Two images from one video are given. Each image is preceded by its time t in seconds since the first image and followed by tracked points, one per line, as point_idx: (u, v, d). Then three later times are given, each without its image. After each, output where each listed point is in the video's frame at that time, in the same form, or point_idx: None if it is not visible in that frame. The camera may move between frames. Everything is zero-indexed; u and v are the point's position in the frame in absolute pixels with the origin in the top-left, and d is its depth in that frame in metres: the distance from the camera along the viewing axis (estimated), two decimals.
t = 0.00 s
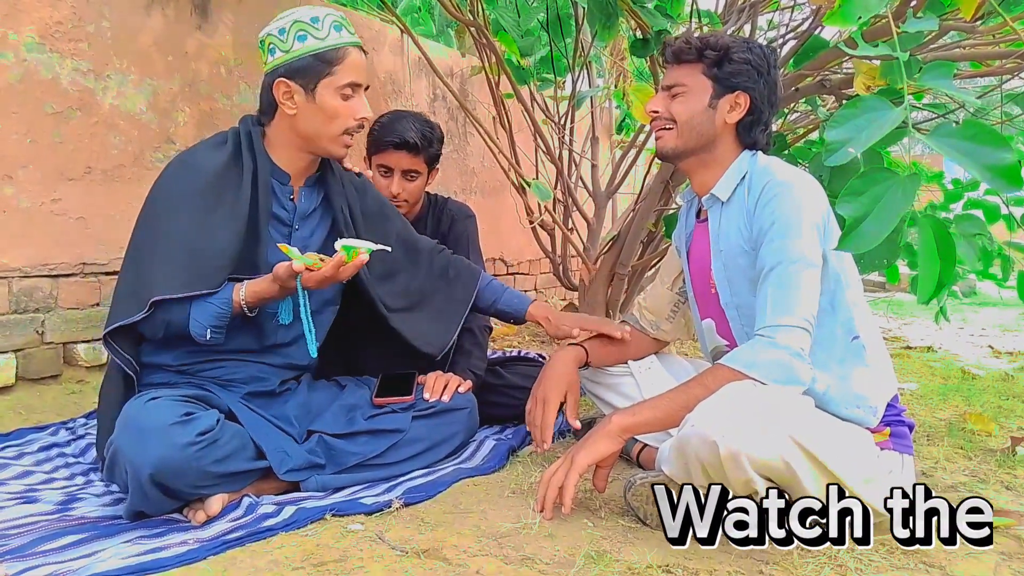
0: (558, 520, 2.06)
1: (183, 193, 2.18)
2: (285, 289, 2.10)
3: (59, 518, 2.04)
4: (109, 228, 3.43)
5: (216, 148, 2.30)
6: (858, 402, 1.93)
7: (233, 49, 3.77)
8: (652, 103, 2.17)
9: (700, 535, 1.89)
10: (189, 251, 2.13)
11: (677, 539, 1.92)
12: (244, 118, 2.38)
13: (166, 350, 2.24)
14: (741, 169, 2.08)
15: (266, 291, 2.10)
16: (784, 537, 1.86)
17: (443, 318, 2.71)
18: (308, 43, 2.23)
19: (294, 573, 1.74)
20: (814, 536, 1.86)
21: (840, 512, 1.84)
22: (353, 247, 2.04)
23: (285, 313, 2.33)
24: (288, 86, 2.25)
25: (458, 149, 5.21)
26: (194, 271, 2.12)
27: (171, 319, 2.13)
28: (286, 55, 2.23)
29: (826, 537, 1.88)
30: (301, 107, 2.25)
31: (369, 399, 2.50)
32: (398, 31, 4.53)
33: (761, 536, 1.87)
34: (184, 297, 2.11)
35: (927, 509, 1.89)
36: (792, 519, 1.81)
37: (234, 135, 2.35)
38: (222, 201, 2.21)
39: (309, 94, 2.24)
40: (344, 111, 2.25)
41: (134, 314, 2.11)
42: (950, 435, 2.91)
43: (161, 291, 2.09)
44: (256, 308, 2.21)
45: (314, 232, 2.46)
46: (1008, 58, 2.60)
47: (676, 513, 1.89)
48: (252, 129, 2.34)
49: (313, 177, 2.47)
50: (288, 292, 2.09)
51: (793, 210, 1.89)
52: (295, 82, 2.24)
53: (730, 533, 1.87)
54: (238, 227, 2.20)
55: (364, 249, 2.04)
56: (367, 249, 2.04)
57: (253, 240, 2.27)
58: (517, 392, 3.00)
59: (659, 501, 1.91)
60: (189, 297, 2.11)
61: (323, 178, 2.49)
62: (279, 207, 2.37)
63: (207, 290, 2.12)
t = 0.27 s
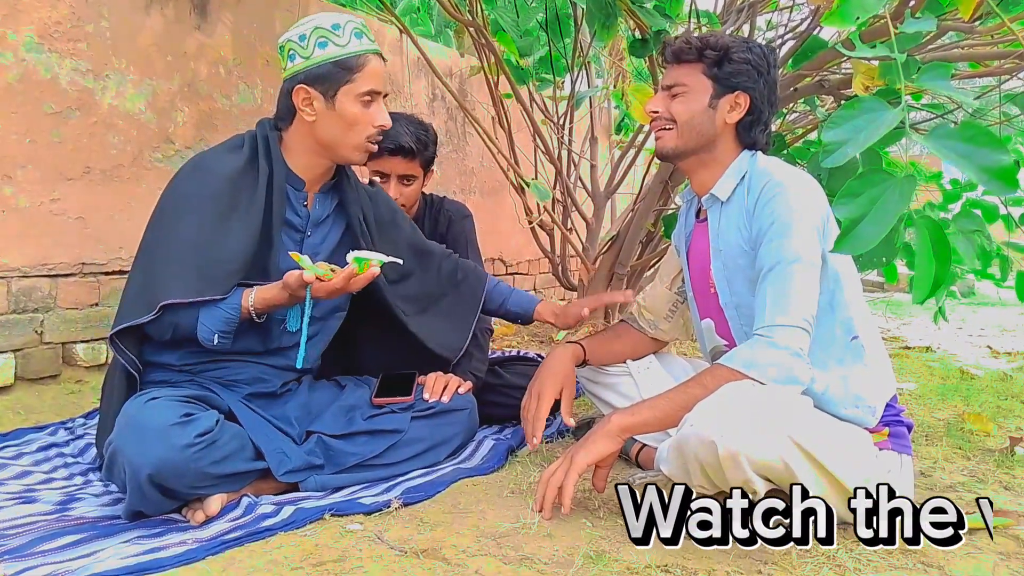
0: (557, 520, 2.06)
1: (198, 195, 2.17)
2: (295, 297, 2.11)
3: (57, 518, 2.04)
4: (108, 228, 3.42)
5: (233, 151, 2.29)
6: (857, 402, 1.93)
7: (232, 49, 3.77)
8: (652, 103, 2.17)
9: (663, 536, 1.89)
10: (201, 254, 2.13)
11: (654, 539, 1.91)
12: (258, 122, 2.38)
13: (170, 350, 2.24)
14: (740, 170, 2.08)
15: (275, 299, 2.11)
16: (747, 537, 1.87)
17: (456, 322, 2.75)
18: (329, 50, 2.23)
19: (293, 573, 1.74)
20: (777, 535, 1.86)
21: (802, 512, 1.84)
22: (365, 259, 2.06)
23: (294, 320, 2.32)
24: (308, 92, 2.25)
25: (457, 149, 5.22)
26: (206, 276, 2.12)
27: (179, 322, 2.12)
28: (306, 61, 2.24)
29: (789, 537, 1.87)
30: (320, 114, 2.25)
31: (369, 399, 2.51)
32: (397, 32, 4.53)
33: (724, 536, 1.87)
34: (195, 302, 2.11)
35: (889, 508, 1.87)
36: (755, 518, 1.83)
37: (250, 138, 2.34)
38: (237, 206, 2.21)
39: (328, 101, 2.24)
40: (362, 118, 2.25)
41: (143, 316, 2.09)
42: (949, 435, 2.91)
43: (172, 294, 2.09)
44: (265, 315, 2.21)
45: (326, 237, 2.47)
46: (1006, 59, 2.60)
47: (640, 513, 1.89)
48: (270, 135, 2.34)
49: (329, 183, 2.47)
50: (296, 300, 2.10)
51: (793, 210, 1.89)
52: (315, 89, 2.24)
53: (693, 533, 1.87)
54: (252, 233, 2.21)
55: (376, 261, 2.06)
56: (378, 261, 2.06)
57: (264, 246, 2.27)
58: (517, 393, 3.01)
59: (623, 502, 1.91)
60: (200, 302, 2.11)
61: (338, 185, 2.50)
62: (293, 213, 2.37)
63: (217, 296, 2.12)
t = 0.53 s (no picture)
0: (556, 519, 2.06)
1: (205, 195, 2.18)
2: (302, 297, 2.10)
3: (56, 517, 2.04)
4: (107, 227, 3.42)
5: (237, 153, 2.28)
6: (855, 402, 1.94)
7: (231, 48, 3.77)
8: (650, 106, 2.16)
9: (627, 536, 1.90)
10: (205, 255, 2.13)
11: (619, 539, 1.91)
12: (262, 120, 2.37)
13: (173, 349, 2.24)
14: (739, 170, 2.08)
15: (282, 300, 2.11)
16: (712, 537, 1.88)
17: (458, 329, 2.75)
18: (329, 47, 2.23)
19: (291, 572, 1.74)
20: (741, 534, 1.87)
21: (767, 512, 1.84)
22: (372, 258, 2.04)
23: (301, 321, 2.33)
24: (310, 91, 2.25)
25: (456, 149, 5.21)
26: (210, 278, 2.12)
27: (185, 324, 2.13)
28: (307, 59, 2.24)
29: (754, 537, 1.88)
30: (323, 111, 2.25)
31: (368, 398, 2.51)
32: (397, 31, 4.53)
33: (689, 536, 1.89)
34: (202, 304, 2.12)
35: (854, 508, 1.84)
36: (720, 518, 1.84)
37: (255, 139, 2.32)
38: (242, 208, 2.21)
39: (330, 99, 2.24)
40: (364, 115, 2.25)
41: (151, 317, 2.11)
42: (947, 435, 2.91)
43: (178, 297, 2.10)
44: (272, 314, 2.21)
45: (328, 240, 2.48)
46: (1005, 59, 2.60)
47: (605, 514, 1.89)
48: (274, 134, 2.33)
49: (332, 184, 2.48)
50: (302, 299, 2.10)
51: (793, 210, 1.90)
52: (316, 87, 2.24)
53: (658, 533, 1.89)
54: (258, 234, 2.20)
55: (383, 260, 2.04)
56: (385, 259, 2.03)
57: (270, 247, 2.27)
58: (516, 392, 3.01)
59: (588, 503, 1.92)
60: (206, 303, 2.12)
61: (341, 185, 2.50)
62: (296, 214, 2.36)
63: (223, 296, 2.12)
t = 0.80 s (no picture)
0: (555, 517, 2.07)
1: (197, 192, 2.19)
2: (291, 293, 2.10)
3: (54, 514, 2.04)
4: (105, 224, 3.42)
5: (229, 147, 2.29)
6: (854, 403, 1.94)
7: (230, 45, 3.76)
8: (652, 111, 2.14)
9: (595, 535, 1.91)
10: (198, 251, 2.14)
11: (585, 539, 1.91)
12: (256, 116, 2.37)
13: (166, 347, 2.24)
14: (740, 171, 2.09)
15: (272, 295, 2.10)
16: (678, 537, 1.90)
17: (452, 323, 2.74)
18: (320, 44, 2.23)
19: (290, 569, 1.74)
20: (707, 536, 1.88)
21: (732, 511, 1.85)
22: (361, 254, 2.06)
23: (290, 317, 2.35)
24: (300, 88, 2.25)
25: (455, 146, 5.21)
26: (203, 274, 2.12)
27: (176, 320, 2.13)
28: (297, 57, 2.24)
29: (720, 538, 1.89)
30: (314, 109, 2.25)
31: (365, 396, 2.51)
32: (396, 29, 4.53)
33: (655, 536, 1.90)
34: (191, 298, 2.11)
35: (819, 508, 1.84)
36: (686, 518, 1.88)
37: (247, 135, 2.33)
38: (234, 204, 2.21)
39: (322, 97, 2.23)
40: (357, 112, 2.25)
41: (140, 313, 2.11)
42: (946, 433, 2.92)
43: (169, 293, 2.10)
44: (263, 310, 2.20)
45: (324, 235, 2.46)
46: (1004, 58, 2.60)
47: (572, 511, 1.92)
48: (266, 130, 2.34)
49: (327, 179, 2.48)
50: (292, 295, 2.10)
51: (793, 212, 1.90)
52: (308, 84, 2.24)
53: (624, 533, 1.90)
54: (250, 229, 2.20)
55: (371, 256, 2.07)
56: (374, 256, 2.06)
57: (263, 242, 2.26)
58: (515, 389, 3.01)
59: (556, 503, 1.97)
60: (197, 299, 2.11)
61: (335, 180, 2.50)
62: (289, 209, 2.37)
63: (214, 291, 2.11)
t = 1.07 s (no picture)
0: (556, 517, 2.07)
1: (196, 192, 2.18)
2: (294, 292, 2.11)
3: (56, 514, 2.04)
4: (107, 224, 3.42)
5: (230, 146, 2.28)
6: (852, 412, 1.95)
7: (232, 45, 3.76)
8: (658, 119, 2.08)
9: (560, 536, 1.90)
10: (200, 251, 2.13)
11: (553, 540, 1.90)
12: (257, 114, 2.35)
13: (169, 346, 2.24)
14: (743, 182, 2.08)
15: (275, 294, 2.11)
16: (644, 537, 1.90)
17: (453, 317, 2.75)
18: (313, 43, 2.23)
19: (292, 569, 1.74)
20: (674, 536, 1.89)
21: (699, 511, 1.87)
22: (364, 253, 2.09)
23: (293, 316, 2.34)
24: (296, 88, 2.25)
25: (457, 146, 5.21)
26: (204, 274, 2.12)
27: (180, 318, 2.14)
28: (292, 56, 2.24)
29: (686, 537, 1.89)
30: (310, 108, 2.25)
31: (367, 395, 2.51)
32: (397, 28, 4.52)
33: (622, 536, 1.90)
34: (195, 298, 2.11)
35: (786, 508, 1.82)
36: (652, 518, 1.88)
37: (247, 134, 2.33)
38: (235, 203, 2.20)
39: (318, 96, 2.23)
40: (353, 109, 2.25)
41: (144, 313, 2.12)
42: (948, 433, 2.91)
43: (171, 293, 2.10)
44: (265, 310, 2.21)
45: (324, 234, 2.46)
46: (1007, 56, 2.59)
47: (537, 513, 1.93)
48: (265, 130, 2.33)
49: (327, 178, 2.48)
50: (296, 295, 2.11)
51: (790, 231, 1.91)
52: (303, 83, 2.24)
53: (591, 533, 1.90)
54: (252, 229, 2.20)
55: (375, 255, 2.09)
56: (378, 254, 2.09)
57: (264, 242, 2.25)
58: (517, 389, 3.01)
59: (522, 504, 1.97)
60: (199, 299, 2.11)
61: (336, 179, 2.50)
62: (290, 208, 2.37)
63: (217, 292, 2.12)
